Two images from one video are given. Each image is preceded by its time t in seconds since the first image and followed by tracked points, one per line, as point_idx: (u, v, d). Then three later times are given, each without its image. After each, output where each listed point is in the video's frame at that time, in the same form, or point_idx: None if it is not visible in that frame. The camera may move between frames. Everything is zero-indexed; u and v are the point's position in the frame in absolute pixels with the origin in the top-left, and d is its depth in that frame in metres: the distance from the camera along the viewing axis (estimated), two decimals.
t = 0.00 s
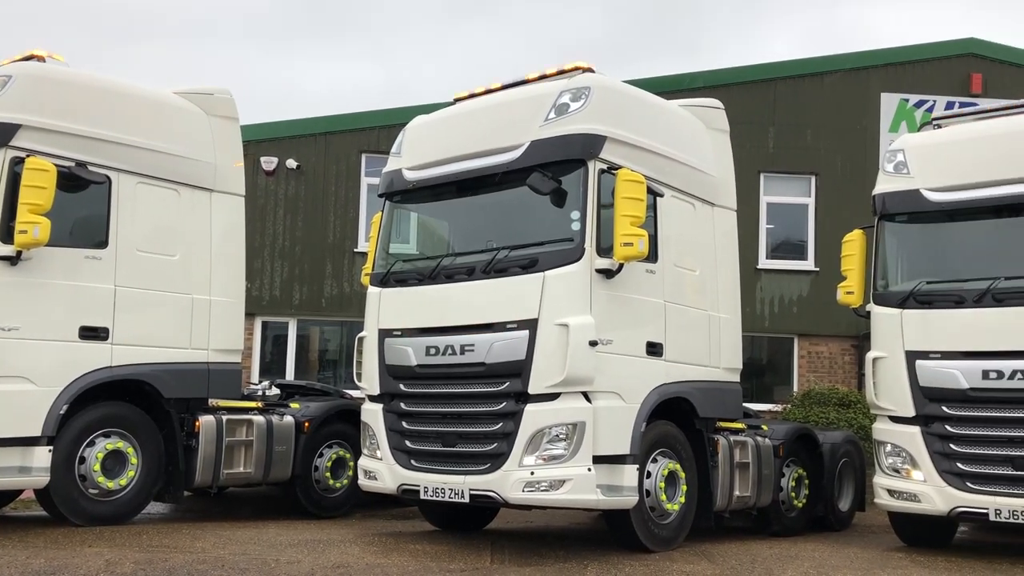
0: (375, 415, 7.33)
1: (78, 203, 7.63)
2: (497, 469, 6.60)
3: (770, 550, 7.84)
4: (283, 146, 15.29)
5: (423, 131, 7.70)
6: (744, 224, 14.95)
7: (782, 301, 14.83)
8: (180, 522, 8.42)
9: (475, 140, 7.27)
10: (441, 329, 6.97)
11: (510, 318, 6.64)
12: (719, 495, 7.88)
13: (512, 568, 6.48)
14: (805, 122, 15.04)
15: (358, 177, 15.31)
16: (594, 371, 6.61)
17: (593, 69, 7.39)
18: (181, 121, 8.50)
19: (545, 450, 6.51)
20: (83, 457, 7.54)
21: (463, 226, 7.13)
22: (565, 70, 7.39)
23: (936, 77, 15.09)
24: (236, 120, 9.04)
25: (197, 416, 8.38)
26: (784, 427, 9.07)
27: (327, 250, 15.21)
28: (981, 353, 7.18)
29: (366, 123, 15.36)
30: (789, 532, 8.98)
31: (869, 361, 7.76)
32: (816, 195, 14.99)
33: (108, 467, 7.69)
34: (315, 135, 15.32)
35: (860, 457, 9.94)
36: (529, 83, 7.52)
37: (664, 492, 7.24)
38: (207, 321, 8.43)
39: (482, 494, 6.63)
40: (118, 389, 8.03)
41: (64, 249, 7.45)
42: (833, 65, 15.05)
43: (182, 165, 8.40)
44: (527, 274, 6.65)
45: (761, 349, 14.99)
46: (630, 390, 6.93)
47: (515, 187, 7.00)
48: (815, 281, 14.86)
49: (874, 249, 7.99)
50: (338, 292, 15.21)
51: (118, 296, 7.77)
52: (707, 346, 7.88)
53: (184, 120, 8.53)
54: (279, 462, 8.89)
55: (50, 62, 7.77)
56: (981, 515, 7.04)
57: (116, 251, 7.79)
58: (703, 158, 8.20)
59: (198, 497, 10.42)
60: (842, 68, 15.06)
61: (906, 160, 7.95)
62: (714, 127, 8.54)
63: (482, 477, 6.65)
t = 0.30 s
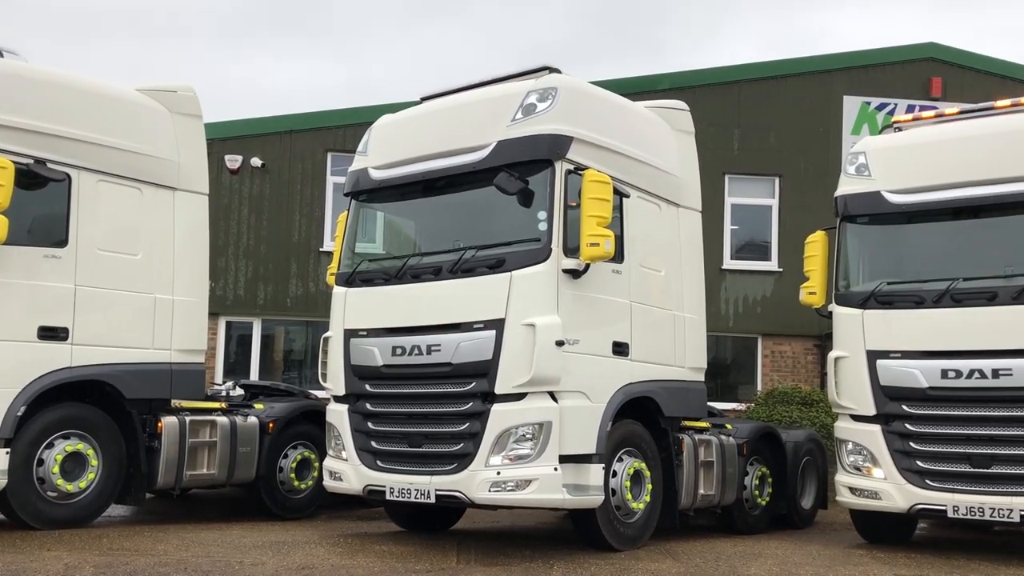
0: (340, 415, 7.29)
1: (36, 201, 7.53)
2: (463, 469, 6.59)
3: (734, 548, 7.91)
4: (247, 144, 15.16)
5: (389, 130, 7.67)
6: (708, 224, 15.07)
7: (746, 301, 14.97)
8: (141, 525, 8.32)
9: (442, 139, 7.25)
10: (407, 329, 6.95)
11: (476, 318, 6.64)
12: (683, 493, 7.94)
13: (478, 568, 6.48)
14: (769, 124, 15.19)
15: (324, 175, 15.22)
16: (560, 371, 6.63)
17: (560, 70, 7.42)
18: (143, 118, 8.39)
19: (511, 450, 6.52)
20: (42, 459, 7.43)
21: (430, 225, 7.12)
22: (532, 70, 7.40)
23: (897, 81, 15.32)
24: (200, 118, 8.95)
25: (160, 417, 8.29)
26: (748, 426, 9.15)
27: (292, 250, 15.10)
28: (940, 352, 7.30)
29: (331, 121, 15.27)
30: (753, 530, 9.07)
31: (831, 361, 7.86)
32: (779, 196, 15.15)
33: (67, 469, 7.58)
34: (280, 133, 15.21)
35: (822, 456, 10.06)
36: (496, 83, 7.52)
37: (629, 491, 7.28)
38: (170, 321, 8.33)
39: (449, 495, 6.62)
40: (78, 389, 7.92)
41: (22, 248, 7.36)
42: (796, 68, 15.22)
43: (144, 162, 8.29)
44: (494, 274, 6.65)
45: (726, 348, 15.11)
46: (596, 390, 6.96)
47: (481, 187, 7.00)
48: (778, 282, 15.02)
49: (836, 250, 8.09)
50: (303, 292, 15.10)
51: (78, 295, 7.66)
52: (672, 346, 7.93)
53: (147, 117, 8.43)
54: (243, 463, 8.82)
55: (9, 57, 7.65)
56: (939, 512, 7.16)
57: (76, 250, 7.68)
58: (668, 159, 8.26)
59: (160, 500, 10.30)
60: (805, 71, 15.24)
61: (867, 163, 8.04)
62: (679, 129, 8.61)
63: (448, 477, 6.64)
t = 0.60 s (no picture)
0: (307, 416, 7.24)
1: None
2: (431, 470, 6.58)
3: (700, 547, 7.97)
4: (213, 142, 15.04)
5: (357, 129, 7.63)
6: (676, 225, 15.17)
7: (712, 301, 15.08)
8: (104, 527, 8.21)
9: (410, 139, 7.23)
10: (375, 329, 6.92)
11: (444, 318, 6.63)
12: (650, 492, 7.98)
13: (446, 569, 6.47)
14: (736, 126, 15.32)
15: (291, 174, 15.11)
16: (529, 371, 6.64)
17: (528, 70, 7.43)
18: (106, 115, 8.28)
19: (479, 450, 6.52)
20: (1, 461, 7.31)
21: (398, 225, 7.09)
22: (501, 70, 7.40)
23: (861, 84, 15.52)
24: (165, 116, 8.85)
25: (123, 418, 8.20)
26: (714, 425, 9.22)
27: (259, 249, 14.97)
28: (903, 352, 7.41)
29: (299, 119, 15.17)
30: (719, 528, 9.14)
31: (796, 360, 7.94)
32: (745, 197, 15.29)
33: (27, 471, 7.47)
34: (247, 132, 15.09)
35: (787, 454, 10.16)
36: (465, 83, 7.51)
37: (597, 490, 7.30)
38: (133, 321, 8.21)
39: (417, 495, 6.60)
40: (39, 390, 7.81)
41: None
42: (763, 71, 15.36)
43: (108, 160, 8.18)
44: (462, 274, 6.64)
45: (693, 348, 15.21)
46: (564, 390, 6.97)
47: (450, 187, 6.98)
48: (744, 282, 15.15)
49: (801, 251, 8.17)
50: (270, 292, 14.97)
51: (39, 295, 7.54)
52: (640, 346, 7.97)
53: (110, 115, 8.32)
54: (209, 465, 8.74)
55: None
56: (902, 509, 7.26)
57: (37, 249, 7.56)
58: (636, 160, 8.30)
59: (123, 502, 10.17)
60: (771, 74, 15.38)
61: (832, 165, 8.14)
62: (647, 130, 8.66)
63: (416, 478, 6.62)
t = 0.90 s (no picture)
0: (274, 415, 7.19)
1: None
2: (399, 469, 6.56)
3: (667, 543, 8.02)
4: (177, 140, 14.93)
5: (324, 126, 7.58)
6: (643, 224, 15.25)
7: (679, 300, 15.18)
8: (65, 529, 8.11)
9: (378, 136, 7.20)
10: (342, 328, 6.88)
11: (411, 316, 6.61)
12: (618, 490, 8.01)
13: (413, 568, 6.46)
14: (703, 126, 15.42)
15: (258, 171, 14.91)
16: (496, 369, 6.63)
17: (497, 68, 7.42)
18: (68, 111, 8.16)
19: (447, 449, 6.51)
20: None
21: (365, 223, 7.06)
22: (469, 68, 7.39)
23: (826, 85, 15.67)
24: (129, 112, 8.74)
25: (85, 418, 8.11)
26: (681, 423, 9.28)
27: (224, 246, 14.82)
28: (866, 350, 7.50)
29: (265, 116, 15.04)
30: (686, 525, 9.20)
31: (762, 358, 8.01)
32: (712, 197, 15.40)
33: None
34: (212, 129, 14.96)
35: (753, 451, 10.24)
36: (433, 81, 7.49)
37: (565, 488, 7.31)
38: (96, 320, 8.09)
39: (384, 494, 6.58)
40: None
41: None
42: (730, 71, 15.47)
43: (69, 157, 8.07)
44: (430, 272, 6.63)
45: (661, 346, 15.30)
46: (532, 388, 6.98)
47: (418, 184, 6.96)
48: (711, 281, 15.26)
49: (767, 250, 8.25)
50: (235, 290, 14.81)
51: None
52: (608, 344, 8.00)
53: (72, 110, 8.19)
54: (173, 465, 8.67)
55: None
56: (865, 505, 7.36)
57: None
58: (604, 159, 8.33)
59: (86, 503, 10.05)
60: (737, 74, 15.50)
61: (796, 165, 8.22)
62: (615, 130, 8.69)
63: (384, 477, 6.60)
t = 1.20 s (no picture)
0: (240, 413, 7.12)
1: None
2: (366, 466, 6.52)
3: (634, 539, 8.06)
4: (143, 133, 14.67)
5: (290, 121, 7.52)
6: (612, 222, 15.30)
7: (647, 297, 15.25)
8: (26, 529, 7.99)
9: (345, 132, 7.15)
10: (309, 325, 6.83)
11: (379, 313, 6.58)
12: (586, 485, 8.03)
13: (381, 565, 6.44)
14: (671, 124, 15.50)
15: (223, 165, 14.84)
16: (465, 365, 6.63)
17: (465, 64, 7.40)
18: (28, 105, 8.02)
19: (415, 446, 6.49)
20: None
21: (333, 219, 7.01)
22: (437, 64, 7.36)
23: (792, 84, 15.83)
24: (90, 106, 8.61)
25: (46, 417, 8.00)
26: (648, 419, 9.32)
27: (189, 243, 14.68)
28: (831, 346, 7.59)
29: (231, 111, 14.89)
30: (653, 520, 9.25)
31: (728, 355, 8.06)
32: (679, 194, 15.49)
33: None
34: (177, 123, 14.77)
35: (719, 447, 10.32)
36: (401, 76, 7.46)
37: (533, 485, 7.32)
38: (57, 316, 7.96)
39: (351, 492, 6.55)
40: None
41: None
42: (697, 69, 15.55)
43: (29, 151, 7.93)
44: (398, 269, 6.60)
45: (629, 343, 15.37)
46: (501, 385, 6.98)
47: (386, 180, 6.93)
48: (678, 278, 15.36)
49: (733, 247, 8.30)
50: (201, 286, 14.69)
51: None
52: (576, 341, 8.02)
53: (32, 104, 8.06)
54: (136, 464, 8.58)
55: None
56: (829, 499, 7.44)
57: None
58: (572, 156, 8.34)
59: (47, 503, 9.90)
60: (705, 73, 15.58)
61: (762, 163, 8.29)
62: (583, 127, 8.71)
63: (351, 475, 6.57)
